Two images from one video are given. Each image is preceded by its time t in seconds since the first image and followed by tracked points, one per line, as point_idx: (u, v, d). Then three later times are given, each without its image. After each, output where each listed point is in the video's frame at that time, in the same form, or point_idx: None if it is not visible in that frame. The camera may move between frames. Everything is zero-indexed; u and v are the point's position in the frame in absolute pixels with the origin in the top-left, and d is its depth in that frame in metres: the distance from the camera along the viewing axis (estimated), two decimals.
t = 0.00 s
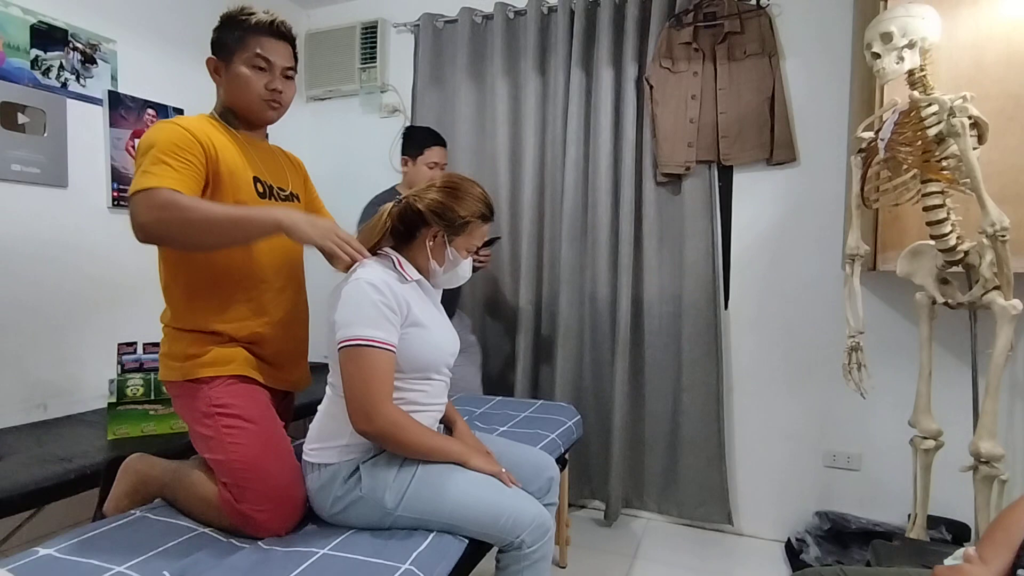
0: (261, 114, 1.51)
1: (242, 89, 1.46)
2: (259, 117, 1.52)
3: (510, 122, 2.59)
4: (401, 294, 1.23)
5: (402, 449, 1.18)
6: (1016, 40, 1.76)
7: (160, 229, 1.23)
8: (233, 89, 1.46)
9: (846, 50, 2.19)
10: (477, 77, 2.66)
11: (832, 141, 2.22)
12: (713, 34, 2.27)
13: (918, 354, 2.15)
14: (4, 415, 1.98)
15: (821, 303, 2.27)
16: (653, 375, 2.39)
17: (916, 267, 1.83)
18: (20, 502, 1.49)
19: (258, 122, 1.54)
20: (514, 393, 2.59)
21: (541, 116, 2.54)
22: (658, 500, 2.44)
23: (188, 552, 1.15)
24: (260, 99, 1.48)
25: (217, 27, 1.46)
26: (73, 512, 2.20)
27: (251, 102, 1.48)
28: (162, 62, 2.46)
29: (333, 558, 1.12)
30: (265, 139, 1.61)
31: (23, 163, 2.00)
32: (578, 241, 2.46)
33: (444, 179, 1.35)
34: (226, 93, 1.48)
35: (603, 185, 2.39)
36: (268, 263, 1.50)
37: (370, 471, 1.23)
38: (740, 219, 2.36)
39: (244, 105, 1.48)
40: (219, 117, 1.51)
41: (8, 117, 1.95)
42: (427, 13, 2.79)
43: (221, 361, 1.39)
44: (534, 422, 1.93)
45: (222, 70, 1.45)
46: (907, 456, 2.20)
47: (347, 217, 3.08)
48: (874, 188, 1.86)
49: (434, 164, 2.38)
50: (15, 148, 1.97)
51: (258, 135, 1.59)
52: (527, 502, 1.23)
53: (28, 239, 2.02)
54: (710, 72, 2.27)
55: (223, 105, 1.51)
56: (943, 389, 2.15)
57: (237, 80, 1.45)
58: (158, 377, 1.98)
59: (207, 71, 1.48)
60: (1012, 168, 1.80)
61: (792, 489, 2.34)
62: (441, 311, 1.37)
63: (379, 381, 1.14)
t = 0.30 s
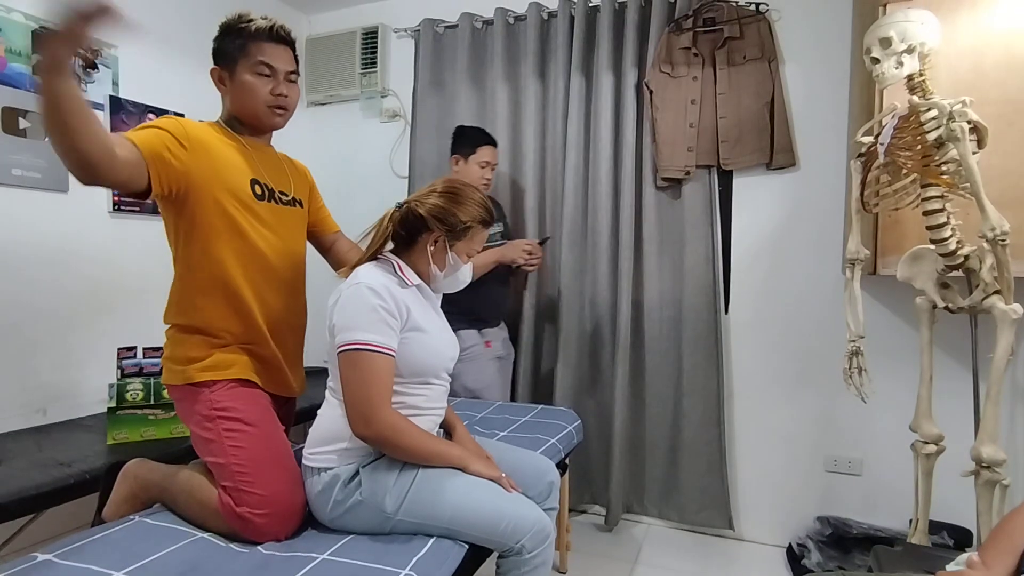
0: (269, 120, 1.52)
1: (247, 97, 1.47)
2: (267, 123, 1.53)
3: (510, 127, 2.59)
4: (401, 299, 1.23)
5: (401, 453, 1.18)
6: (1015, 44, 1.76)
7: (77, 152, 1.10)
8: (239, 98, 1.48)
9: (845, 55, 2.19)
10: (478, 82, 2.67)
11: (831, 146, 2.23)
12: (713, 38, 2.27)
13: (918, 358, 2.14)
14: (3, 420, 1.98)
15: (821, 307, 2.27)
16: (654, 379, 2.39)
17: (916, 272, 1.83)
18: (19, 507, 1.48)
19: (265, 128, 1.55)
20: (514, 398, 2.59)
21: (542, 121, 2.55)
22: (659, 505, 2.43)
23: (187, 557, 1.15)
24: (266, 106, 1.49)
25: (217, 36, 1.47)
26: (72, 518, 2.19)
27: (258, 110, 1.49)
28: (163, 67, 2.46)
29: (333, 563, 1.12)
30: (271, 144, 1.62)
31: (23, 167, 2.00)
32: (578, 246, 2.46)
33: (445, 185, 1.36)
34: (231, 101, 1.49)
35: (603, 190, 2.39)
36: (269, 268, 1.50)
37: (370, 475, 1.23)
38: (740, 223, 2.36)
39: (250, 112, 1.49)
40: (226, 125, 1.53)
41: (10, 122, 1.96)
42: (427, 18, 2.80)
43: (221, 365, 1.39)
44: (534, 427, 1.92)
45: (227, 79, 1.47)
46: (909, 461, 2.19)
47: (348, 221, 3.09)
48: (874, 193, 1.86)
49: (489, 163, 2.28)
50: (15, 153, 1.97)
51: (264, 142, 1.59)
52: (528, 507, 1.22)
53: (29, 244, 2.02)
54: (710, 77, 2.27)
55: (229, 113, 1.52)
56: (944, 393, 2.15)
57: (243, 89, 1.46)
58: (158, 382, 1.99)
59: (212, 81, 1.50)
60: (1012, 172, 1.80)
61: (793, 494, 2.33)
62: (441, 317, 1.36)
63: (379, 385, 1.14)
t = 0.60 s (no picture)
0: (265, 119, 1.51)
1: (243, 97, 1.47)
2: (263, 122, 1.52)
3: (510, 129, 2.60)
4: (400, 302, 1.23)
5: (401, 456, 1.18)
6: (1015, 46, 1.77)
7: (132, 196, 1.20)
8: (234, 99, 1.48)
9: (845, 57, 2.20)
10: (478, 83, 2.67)
11: (831, 148, 2.23)
12: (713, 41, 2.27)
13: (918, 359, 2.15)
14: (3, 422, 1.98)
15: (821, 309, 2.27)
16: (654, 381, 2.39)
17: (916, 273, 1.83)
18: (20, 509, 1.48)
19: (261, 129, 1.54)
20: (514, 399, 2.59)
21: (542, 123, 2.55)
22: (659, 507, 2.43)
23: (187, 559, 1.15)
24: (261, 104, 1.49)
25: (208, 38, 1.48)
26: (71, 519, 2.19)
27: (253, 108, 1.48)
28: (163, 69, 2.47)
29: (333, 566, 1.12)
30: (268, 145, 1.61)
31: (24, 169, 2.00)
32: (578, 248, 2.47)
33: (444, 188, 1.35)
34: (226, 103, 1.49)
35: (603, 192, 2.40)
36: (267, 270, 1.50)
37: (370, 477, 1.23)
38: (740, 225, 2.37)
39: (246, 113, 1.49)
40: (222, 127, 1.52)
41: (11, 124, 1.96)
42: (427, 20, 2.80)
43: (220, 366, 1.39)
44: (534, 429, 1.92)
45: (221, 81, 1.47)
46: (909, 463, 2.19)
47: (348, 223, 3.09)
48: (874, 195, 1.87)
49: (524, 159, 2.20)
50: (15, 155, 1.97)
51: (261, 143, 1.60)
52: (528, 508, 1.22)
53: (29, 246, 2.02)
54: (710, 79, 2.28)
55: (224, 115, 1.51)
56: (944, 395, 2.15)
57: (237, 89, 1.46)
58: (158, 385, 1.99)
59: (206, 85, 1.50)
60: (1011, 174, 1.80)
61: (793, 496, 2.33)
62: (441, 319, 1.36)
63: (379, 388, 1.14)
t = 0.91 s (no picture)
0: (260, 116, 1.52)
1: (236, 95, 1.47)
2: (258, 120, 1.53)
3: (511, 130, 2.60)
4: (399, 303, 1.23)
5: (401, 457, 1.18)
6: (1014, 48, 1.77)
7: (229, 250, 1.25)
8: (227, 97, 1.48)
9: (844, 58, 2.20)
10: (478, 84, 2.68)
11: (831, 149, 2.23)
12: (712, 42, 2.27)
13: (918, 361, 2.15)
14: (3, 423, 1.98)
15: (821, 310, 2.27)
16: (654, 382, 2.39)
17: (916, 274, 1.83)
18: (20, 510, 1.48)
19: (258, 126, 1.55)
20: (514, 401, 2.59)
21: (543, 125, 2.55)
22: (659, 508, 2.43)
23: (187, 560, 1.15)
24: (256, 101, 1.49)
25: (197, 37, 1.48)
26: (71, 520, 2.18)
27: (248, 105, 1.48)
28: (163, 70, 2.47)
29: (332, 567, 1.12)
30: (265, 144, 1.61)
31: (24, 170, 2.00)
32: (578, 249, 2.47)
33: (440, 188, 1.35)
34: (220, 102, 1.50)
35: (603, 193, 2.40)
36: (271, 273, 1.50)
37: (369, 479, 1.23)
38: (740, 226, 2.37)
39: (242, 111, 1.49)
40: (218, 126, 1.52)
41: (11, 125, 1.96)
42: (427, 22, 2.81)
43: (222, 368, 1.39)
44: (535, 430, 1.92)
45: (214, 80, 1.48)
46: (909, 464, 2.19)
47: (348, 224, 3.09)
48: (874, 196, 1.87)
49: (554, 162, 2.16)
50: (15, 156, 1.97)
51: (257, 142, 1.59)
52: (527, 510, 1.22)
53: (29, 247, 2.02)
54: (710, 80, 2.28)
55: (221, 114, 1.51)
56: (945, 396, 2.15)
57: (231, 87, 1.46)
58: (158, 385, 1.98)
59: (199, 85, 1.50)
60: (1011, 175, 1.80)
61: (794, 497, 2.33)
62: (440, 319, 1.37)
63: (378, 390, 1.14)
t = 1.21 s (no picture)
0: (250, 115, 1.51)
1: (224, 93, 1.47)
2: (250, 119, 1.52)
3: (511, 131, 2.60)
4: (398, 302, 1.23)
5: (400, 457, 1.18)
6: (1014, 49, 1.77)
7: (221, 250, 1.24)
8: (217, 96, 1.49)
9: (844, 59, 2.20)
10: (478, 85, 2.68)
11: (831, 149, 2.23)
12: (713, 43, 2.27)
13: (918, 361, 2.15)
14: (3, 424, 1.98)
15: (821, 310, 2.27)
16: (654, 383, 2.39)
17: (916, 275, 1.83)
18: (20, 511, 1.48)
19: (254, 125, 1.54)
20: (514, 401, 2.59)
21: (542, 125, 2.55)
22: (659, 508, 2.43)
23: (186, 561, 1.15)
24: (245, 100, 1.49)
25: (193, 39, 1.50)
26: (71, 521, 2.18)
27: (237, 105, 1.49)
28: (163, 71, 2.47)
29: (333, 568, 1.11)
30: (265, 145, 1.61)
31: (24, 171, 2.00)
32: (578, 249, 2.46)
33: (438, 188, 1.35)
34: (213, 102, 1.51)
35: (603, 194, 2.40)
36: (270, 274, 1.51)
37: (370, 479, 1.23)
38: (740, 226, 2.37)
39: (232, 110, 1.49)
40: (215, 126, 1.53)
41: (12, 126, 1.96)
42: (427, 22, 2.81)
43: (219, 369, 1.38)
44: (535, 430, 1.92)
45: (207, 80, 1.49)
46: (909, 465, 2.19)
47: (348, 225, 3.09)
48: (874, 196, 1.87)
49: (602, 163, 2.08)
50: (15, 156, 1.97)
51: (258, 142, 1.59)
52: (527, 510, 1.22)
53: (29, 247, 2.02)
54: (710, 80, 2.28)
55: (217, 115, 1.53)
56: (945, 397, 2.15)
57: (220, 86, 1.47)
58: (158, 385, 1.98)
59: (196, 87, 1.53)
60: (1011, 175, 1.80)
61: (794, 498, 2.33)
62: (439, 318, 1.37)
63: (378, 390, 1.14)
